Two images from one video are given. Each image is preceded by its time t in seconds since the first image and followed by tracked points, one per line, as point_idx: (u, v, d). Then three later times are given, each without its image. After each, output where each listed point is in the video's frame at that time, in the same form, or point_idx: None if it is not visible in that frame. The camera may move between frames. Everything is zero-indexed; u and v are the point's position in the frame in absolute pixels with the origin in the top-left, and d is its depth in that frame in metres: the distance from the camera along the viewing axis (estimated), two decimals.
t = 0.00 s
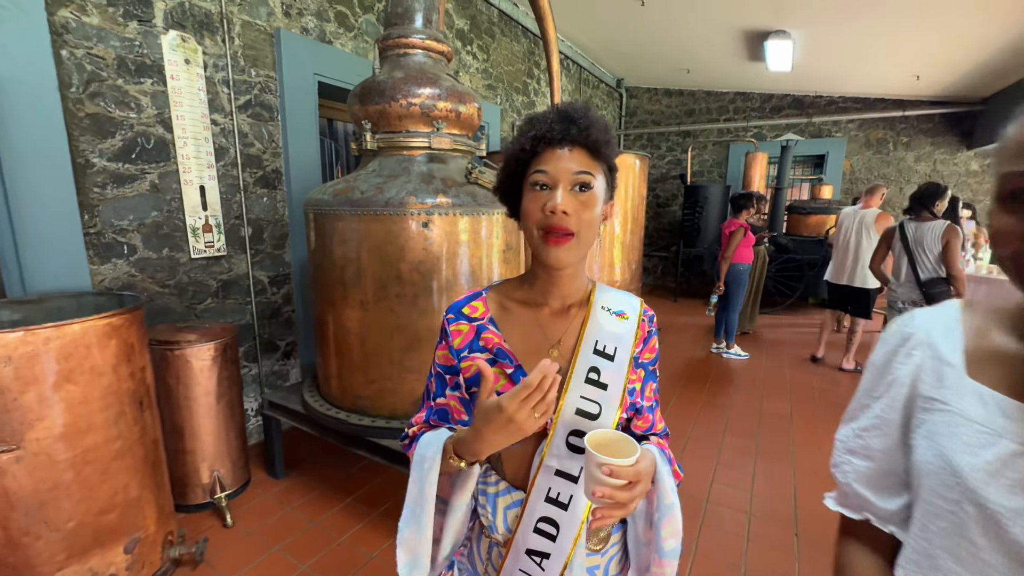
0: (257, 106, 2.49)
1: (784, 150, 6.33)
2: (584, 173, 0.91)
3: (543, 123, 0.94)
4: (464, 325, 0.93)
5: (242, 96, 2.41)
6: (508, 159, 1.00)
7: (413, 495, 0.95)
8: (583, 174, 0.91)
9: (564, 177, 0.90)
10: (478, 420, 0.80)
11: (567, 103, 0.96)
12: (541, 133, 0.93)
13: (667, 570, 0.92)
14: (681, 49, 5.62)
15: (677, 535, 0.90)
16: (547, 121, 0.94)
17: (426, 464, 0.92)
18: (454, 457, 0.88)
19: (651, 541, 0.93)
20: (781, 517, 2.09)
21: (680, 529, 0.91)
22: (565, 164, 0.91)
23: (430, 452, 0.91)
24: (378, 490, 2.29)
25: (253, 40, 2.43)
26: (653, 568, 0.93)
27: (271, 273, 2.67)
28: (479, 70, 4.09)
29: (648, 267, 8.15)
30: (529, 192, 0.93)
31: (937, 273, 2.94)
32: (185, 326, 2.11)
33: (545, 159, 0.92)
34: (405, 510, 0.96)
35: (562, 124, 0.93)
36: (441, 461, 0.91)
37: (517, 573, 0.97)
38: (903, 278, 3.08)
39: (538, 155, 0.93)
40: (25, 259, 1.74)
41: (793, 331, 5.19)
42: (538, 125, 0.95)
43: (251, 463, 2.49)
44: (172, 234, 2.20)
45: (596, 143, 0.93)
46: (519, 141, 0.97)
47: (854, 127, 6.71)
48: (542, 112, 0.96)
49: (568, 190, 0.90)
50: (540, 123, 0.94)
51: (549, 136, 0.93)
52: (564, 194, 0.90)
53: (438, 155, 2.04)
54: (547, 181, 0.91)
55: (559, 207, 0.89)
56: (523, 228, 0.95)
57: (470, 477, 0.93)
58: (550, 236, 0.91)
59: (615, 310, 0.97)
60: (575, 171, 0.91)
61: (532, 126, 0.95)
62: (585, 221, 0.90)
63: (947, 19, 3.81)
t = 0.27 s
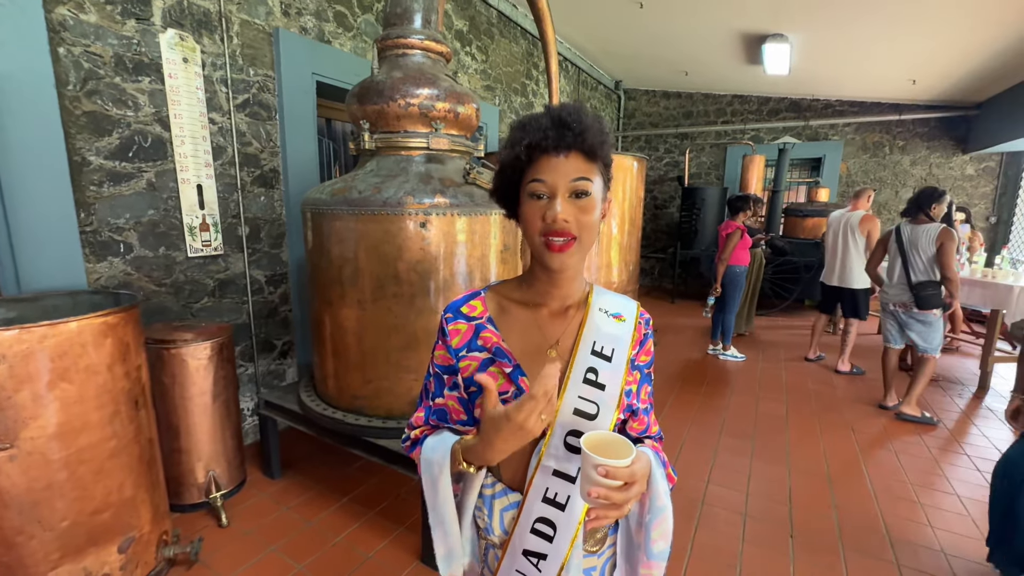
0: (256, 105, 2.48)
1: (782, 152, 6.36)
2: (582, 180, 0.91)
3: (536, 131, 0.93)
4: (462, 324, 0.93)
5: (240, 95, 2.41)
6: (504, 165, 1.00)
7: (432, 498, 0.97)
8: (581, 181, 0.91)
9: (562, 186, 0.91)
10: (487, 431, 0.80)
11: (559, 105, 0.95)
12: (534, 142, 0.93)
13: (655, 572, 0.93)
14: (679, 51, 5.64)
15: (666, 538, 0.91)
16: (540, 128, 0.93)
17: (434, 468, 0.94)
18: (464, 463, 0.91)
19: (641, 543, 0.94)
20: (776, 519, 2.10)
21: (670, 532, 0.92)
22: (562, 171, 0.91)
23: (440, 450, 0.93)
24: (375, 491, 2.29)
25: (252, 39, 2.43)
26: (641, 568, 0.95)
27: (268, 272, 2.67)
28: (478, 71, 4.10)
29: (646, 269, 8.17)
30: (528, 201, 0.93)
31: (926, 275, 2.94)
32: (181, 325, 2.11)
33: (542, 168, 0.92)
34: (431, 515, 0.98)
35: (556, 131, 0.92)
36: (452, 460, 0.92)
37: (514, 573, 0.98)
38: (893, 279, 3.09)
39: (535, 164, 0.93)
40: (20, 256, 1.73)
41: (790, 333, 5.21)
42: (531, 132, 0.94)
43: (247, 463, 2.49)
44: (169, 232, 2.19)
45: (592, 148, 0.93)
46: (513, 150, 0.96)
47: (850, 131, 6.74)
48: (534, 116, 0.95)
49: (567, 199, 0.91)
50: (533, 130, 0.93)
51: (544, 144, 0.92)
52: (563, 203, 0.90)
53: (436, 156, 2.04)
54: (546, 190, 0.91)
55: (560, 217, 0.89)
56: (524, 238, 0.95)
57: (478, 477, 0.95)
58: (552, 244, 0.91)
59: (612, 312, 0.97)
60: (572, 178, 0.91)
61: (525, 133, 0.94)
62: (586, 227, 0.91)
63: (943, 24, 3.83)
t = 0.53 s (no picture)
0: (255, 111, 2.50)
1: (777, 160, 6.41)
2: (582, 187, 0.92)
3: (537, 139, 0.94)
4: (462, 331, 0.94)
5: (239, 101, 2.42)
6: (505, 173, 1.01)
7: (418, 500, 0.98)
8: (580, 188, 0.93)
9: (562, 193, 0.92)
10: (483, 448, 0.81)
11: (559, 114, 0.96)
12: (536, 149, 0.94)
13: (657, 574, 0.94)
14: (675, 60, 5.69)
15: (666, 540, 0.92)
16: (541, 135, 0.94)
17: (430, 472, 0.95)
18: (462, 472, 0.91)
19: (641, 545, 0.94)
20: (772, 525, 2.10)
21: (670, 534, 0.92)
22: (561, 179, 0.92)
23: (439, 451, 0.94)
24: (371, 497, 2.28)
25: (252, 46, 2.44)
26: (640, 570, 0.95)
27: (266, 277, 2.67)
28: (476, 79, 4.13)
29: (643, 275, 8.20)
30: (528, 208, 0.94)
31: (917, 281, 2.96)
32: (178, 330, 2.10)
33: (542, 176, 0.93)
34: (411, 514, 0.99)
35: (556, 139, 0.93)
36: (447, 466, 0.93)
37: None
38: (888, 284, 3.13)
39: (535, 172, 0.94)
40: (18, 260, 1.72)
41: (785, 340, 5.23)
42: (532, 140, 0.95)
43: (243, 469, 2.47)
44: (167, 237, 2.19)
45: (592, 156, 0.94)
46: (514, 157, 0.97)
47: (845, 139, 6.81)
48: (536, 124, 0.96)
49: (567, 206, 0.92)
50: (534, 138, 0.94)
51: (545, 151, 0.93)
52: (563, 210, 0.91)
53: (435, 162, 2.05)
54: (546, 197, 0.92)
55: (560, 224, 0.90)
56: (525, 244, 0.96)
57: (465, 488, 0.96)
58: (552, 251, 0.93)
59: (610, 318, 0.98)
60: (572, 186, 0.92)
61: (525, 141, 0.95)
62: (585, 234, 0.92)
63: (934, 35, 3.89)
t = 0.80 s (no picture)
0: (253, 113, 2.50)
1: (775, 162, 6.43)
2: (568, 193, 0.92)
3: (527, 143, 0.95)
4: (461, 329, 0.94)
5: (238, 103, 2.42)
6: (501, 174, 1.03)
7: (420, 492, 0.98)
8: (567, 194, 0.92)
9: (547, 197, 0.92)
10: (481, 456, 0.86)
11: (554, 118, 0.96)
12: (524, 153, 0.95)
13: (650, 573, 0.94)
14: (674, 62, 5.70)
15: (659, 539, 0.92)
16: (532, 140, 0.95)
17: (430, 470, 0.95)
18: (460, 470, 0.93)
19: (635, 545, 0.95)
20: (772, 526, 2.10)
21: (663, 533, 0.93)
22: (548, 183, 0.92)
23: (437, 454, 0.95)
24: (369, 499, 2.28)
25: (250, 48, 2.45)
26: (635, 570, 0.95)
27: (264, 279, 2.67)
28: (475, 81, 4.14)
29: (641, 276, 8.21)
30: (517, 210, 0.96)
31: (916, 283, 2.98)
32: (177, 332, 2.10)
33: (530, 179, 0.94)
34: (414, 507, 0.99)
35: (544, 144, 0.93)
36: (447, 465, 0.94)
37: None
38: (886, 285, 3.14)
39: (525, 175, 0.95)
40: (16, 262, 1.71)
41: (783, 341, 5.24)
42: (523, 144, 0.96)
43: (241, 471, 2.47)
44: (166, 239, 2.19)
45: (583, 161, 0.93)
46: (509, 159, 0.99)
47: (842, 141, 6.83)
48: (529, 128, 0.97)
49: (551, 210, 0.92)
50: (524, 142, 0.96)
51: (532, 157, 0.94)
52: (546, 214, 0.91)
53: (433, 164, 2.06)
54: (531, 201, 0.93)
55: (540, 228, 0.91)
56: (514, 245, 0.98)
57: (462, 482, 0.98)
58: (534, 255, 0.94)
59: (608, 320, 0.98)
60: (558, 190, 0.92)
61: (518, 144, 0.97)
62: (565, 239, 0.92)
63: (930, 37, 3.91)
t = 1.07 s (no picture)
0: (253, 115, 2.50)
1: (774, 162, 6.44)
2: (573, 199, 0.92)
3: (529, 149, 0.94)
4: (461, 329, 0.94)
5: (237, 105, 2.43)
6: (502, 180, 1.02)
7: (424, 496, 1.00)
8: (571, 200, 0.92)
9: (553, 204, 0.92)
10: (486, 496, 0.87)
11: (554, 123, 0.95)
12: (527, 160, 0.94)
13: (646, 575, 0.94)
14: (673, 63, 5.71)
15: (654, 542, 0.93)
16: (534, 147, 0.94)
17: (431, 477, 0.97)
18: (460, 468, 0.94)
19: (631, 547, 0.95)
20: (773, 526, 2.10)
21: (657, 536, 0.93)
22: (552, 190, 0.92)
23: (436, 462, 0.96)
24: (369, 501, 2.28)
25: (250, 50, 2.45)
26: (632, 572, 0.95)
27: (264, 281, 2.67)
28: (474, 82, 4.14)
29: (641, 277, 8.22)
30: (521, 217, 0.96)
31: (924, 283, 2.98)
32: (176, 334, 2.10)
33: (534, 186, 0.93)
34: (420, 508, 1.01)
35: (547, 151, 0.93)
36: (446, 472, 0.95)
37: None
38: (893, 286, 3.13)
39: (528, 182, 0.95)
40: (15, 265, 1.72)
41: (783, 341, 5.24)
42: (524, 150, 0.95)
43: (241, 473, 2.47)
44: (165, 241, 2.20)
45: (586, 165, 0.93)
46: (510, 165, 0.98)
47: (841, 141, 6.84)
48: (529, 133, 0.96)
49: (557, 216, 0.92)
50: (526, 149, 0.95)
51: (535, 164, 0.93)
52: (552, 221, 0.92)
53: (432, 165, 2.06)
54: (537, 208, 0.93)
55: (549, 236, 0.91)
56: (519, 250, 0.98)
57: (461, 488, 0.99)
58: (542, 261, 0.94)
59: (609, 321, 0.98)
60: (562, 197, 0.92)
61: (519, 151, 0.96)
62: (574, 245, 0.92)
63: (928, 37, 3.92)
